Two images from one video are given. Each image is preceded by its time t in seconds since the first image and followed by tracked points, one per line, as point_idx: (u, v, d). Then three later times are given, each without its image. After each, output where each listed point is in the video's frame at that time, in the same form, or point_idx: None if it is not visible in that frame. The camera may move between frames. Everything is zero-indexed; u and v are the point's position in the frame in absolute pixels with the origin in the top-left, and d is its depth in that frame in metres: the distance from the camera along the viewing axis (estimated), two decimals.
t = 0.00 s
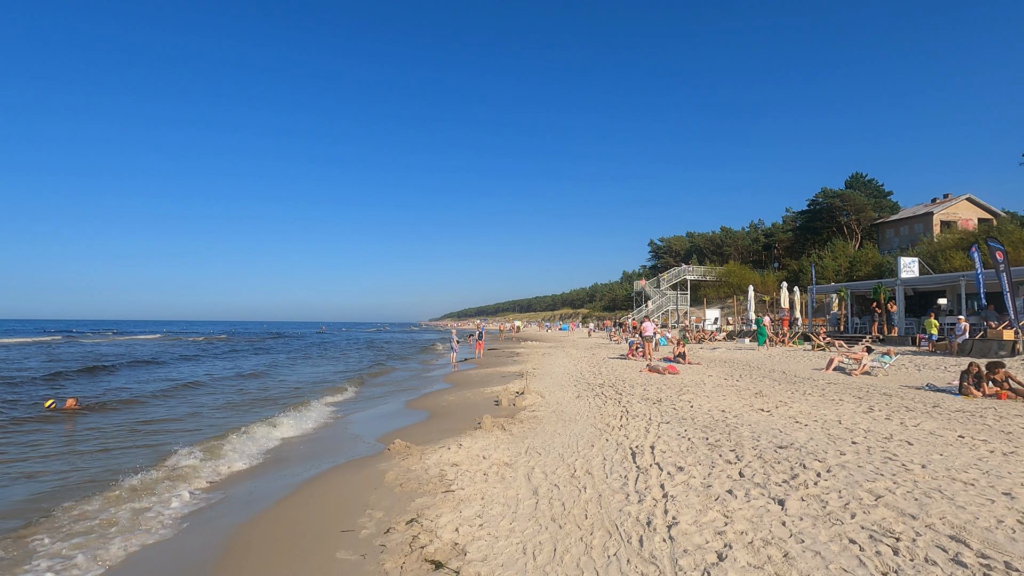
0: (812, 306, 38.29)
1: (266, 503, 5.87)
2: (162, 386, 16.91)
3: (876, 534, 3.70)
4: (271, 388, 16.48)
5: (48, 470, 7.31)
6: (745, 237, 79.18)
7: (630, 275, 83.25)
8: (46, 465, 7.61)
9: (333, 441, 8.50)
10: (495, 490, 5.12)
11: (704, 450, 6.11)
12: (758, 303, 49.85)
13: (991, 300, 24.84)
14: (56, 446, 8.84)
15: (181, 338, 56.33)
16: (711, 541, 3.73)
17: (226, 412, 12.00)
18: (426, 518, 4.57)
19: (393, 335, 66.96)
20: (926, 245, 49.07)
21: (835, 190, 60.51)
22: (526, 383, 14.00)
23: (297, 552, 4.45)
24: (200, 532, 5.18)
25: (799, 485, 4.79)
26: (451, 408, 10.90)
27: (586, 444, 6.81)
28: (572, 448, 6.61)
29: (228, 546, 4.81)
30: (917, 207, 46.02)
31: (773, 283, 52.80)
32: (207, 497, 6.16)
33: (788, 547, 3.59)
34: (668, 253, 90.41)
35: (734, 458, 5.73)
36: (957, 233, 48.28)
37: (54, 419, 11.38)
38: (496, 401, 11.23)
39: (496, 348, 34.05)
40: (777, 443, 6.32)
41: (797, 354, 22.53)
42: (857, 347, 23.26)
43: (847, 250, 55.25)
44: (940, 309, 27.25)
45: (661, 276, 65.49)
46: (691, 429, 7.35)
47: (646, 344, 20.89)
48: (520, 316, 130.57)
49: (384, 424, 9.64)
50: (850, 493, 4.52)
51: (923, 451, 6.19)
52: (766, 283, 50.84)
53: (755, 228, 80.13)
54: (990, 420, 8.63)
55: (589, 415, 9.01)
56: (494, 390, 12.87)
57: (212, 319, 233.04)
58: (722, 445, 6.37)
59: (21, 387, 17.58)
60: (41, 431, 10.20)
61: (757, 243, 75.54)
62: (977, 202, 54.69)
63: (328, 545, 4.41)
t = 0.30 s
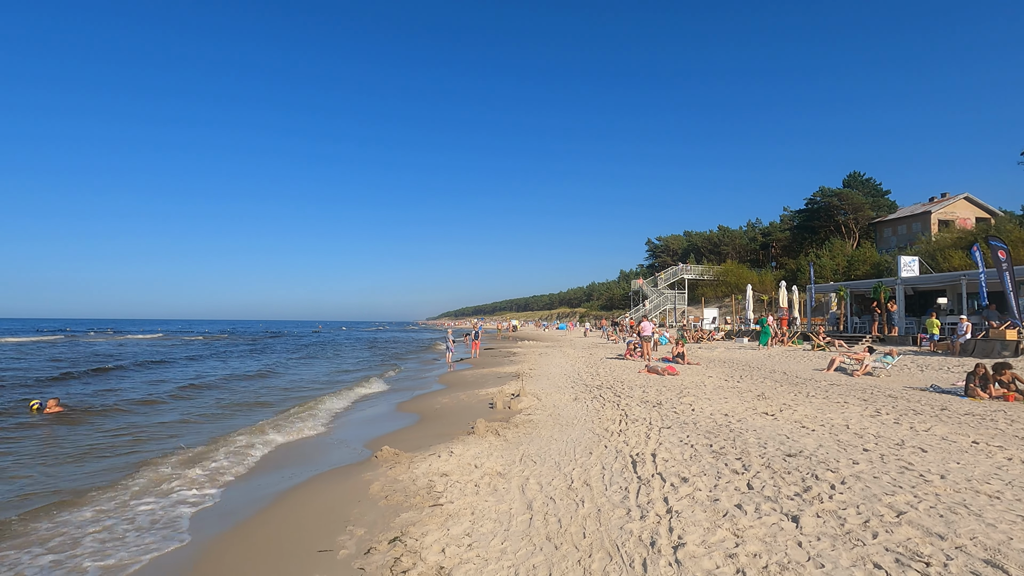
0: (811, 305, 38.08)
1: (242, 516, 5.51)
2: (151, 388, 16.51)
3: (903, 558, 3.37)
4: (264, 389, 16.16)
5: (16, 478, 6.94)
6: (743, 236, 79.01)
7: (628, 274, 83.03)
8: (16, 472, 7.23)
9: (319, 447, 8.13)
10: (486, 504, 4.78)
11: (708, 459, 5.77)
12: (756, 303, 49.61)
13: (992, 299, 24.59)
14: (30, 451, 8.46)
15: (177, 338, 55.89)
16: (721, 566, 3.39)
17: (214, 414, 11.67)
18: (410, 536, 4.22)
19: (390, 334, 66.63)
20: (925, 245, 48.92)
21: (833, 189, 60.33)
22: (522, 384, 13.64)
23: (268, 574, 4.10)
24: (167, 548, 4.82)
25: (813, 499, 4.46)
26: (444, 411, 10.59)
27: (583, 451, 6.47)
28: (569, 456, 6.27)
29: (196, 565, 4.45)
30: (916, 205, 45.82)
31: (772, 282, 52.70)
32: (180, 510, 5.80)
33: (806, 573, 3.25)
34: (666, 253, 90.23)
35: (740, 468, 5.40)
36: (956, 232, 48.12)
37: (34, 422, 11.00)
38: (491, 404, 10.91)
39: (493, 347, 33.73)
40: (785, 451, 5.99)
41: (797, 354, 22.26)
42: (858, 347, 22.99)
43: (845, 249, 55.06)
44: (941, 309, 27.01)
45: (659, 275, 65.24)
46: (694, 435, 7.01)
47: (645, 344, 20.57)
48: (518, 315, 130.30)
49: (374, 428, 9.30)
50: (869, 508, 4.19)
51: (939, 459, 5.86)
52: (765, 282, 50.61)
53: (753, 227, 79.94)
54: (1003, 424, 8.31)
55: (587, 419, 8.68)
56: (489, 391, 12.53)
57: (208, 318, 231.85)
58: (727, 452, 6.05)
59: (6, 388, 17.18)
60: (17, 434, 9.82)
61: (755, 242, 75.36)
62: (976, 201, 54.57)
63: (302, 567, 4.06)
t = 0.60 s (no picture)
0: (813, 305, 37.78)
1: (223, 528, 5.17)
2: (144, 389, 16.17)
3: None
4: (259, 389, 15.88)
5: None
6: (743, 236, 78.73)
7: (628, 273, 82.76)
8: None
9: (310, 452, 7.79)
10: (484, 516, 4.43)
11: (721, 466, 5.42)
12: (757, 303, 49.31)
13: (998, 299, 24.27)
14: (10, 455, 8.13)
15: (174, 338, 55.54)
16: None
17: (206, 416, 11.36)
18: (401, 553, 3.87)
19: (389, 335, 66.37)
20: (926, 244, 48.64)
21: (834, 188, 60.05)
22: (522, 385, 13.28)
23: None
24: (141, 563, 4.48)
25: (839, 512, 4.11)
26: (442, 413, 10.26)
27: (587, 456, 6.13)
28: (573, 462, 5.91)
29: None
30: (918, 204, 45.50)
31: (773, 281, 52.41)
32: (159, 521, 5.45)
33: None
34: (666, 252, 89.91)
35: (757, 476, 5.05)
36: (958, 232, 47.83)
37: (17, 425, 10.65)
38: (490, 405, 10.59)
39: (492, 348, 33.38)
40: (803, 457, 5.64)
41: (800, 355, 21.93)
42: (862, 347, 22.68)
43: (846, 248, 54.77)
44: (945, 309, 26.68)
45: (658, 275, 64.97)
46: (704, 440, 6.67)
47: (646, 344, 20.24)
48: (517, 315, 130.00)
49: (368, 431, 8.96)
50: (902, 523, 3.84)
51: (966, 467, 5.51)
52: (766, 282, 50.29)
53: (753, 227, 79.67)
54: None
55: (590, 422, 8.32)
56: (488, 392, 12.18)
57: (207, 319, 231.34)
58: (741, 459, 5.70)
59: None
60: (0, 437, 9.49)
61: (756, 242, 75.07)
62: (977, 201, 54.30)
63: None
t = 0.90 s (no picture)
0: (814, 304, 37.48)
1: (202, 541, 4.86)
2: (135, 391, 15.83)
3: None
4: (253, 390, 15.57)
5: None
6: (743, 234, 78.44)
7: (627, 272, 82.45)
8: None
9: (300, 457, 7.48)
10: (480, 531, 4.10)
11: (731, 474, 5.11)
12: (758, 301, 49.00)
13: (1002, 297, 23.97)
14: None
15: (171, 338, 55.29)
16: None
17: (195, 418, 11.06)
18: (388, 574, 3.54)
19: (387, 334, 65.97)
20: (928, 242, 48.32)
21: (835, 186, 59.73)
22: (521, 386, 12.94)
23: None
24: None
25: (864, 528, 3.78)
26: (439, 415, 9.92)
27: (589, 463, 5.80)
28: (574, 469, 5.59)
29: None
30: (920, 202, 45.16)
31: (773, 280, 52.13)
32: (133, 534, 5.13)
33: None
34: (666, 250, 89.53)
35: (771, 486, 4.72)
36: (960, 229, 47.53)
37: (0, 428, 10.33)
38: (488, 407, 10.26)
39: (491, 347, 33.00)
40: (819, 464, 5.32)
41: (804, 354, 21.61)
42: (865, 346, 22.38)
43: (847, 246, 54.48)
44: (949, 307, 26.39)
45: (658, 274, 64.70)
46: (712, 445, 6.35)
47: (647, 343, 19.92)
48: (516, 313, 129.77)
49: (362, 434, 8.63)
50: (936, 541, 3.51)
51: (992, 475, 5.18)
52: (767, 280, 50.01)
53: (753, 224, 79.38)
54: None
55: (592, 425, 7.99)
56: (486, 393, 11.86)
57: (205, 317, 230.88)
58: (753, 466, 5.37)
59: None
60: None
61: (756, 239, 74.79)
62: (979, 198, 53.96)
63: None
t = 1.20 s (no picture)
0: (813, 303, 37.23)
1: (167, 558, 4.49)
2: (120, 392, 15.39)
3: None
4: (242, 391, 15.15)
5: None
6: (740, 233, 78.26)
7: (624, 271, 82.15)
8: None
9: (282, 464, 7.11)
10: (468, 552, 3.74)
11: (739, 486, 4.76)
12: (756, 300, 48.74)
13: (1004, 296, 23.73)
14: None
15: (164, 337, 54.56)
16: None
17: (180, 420, 10.73)
18: None
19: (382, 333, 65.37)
20: (927, 241, 48.14)
21: (833, 184, 59.55)
22: (517, 387, 12.58)
23: None
24: None
25: (890, 549, 3.44)
26: (432, 418, 9.56)
27: (588, 472, 5.45)
28: (571, 480, 5.24)
29: None
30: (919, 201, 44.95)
31: (770, 280, 51.78)
32: (91, 546, 4.74)
33: None
34: (663, 249, 89.20)
35: (784, 500, 4.37)
36: (958, 229, 47.40)
37: None
38: (482, 410, 9.89)
39: (486, 346, 32.59)
40: (832, 474, 4.98)
41: (804, 354, 21.32)
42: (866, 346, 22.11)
43: (845, 245, 54.29)
44: (949, 306, 26.15)
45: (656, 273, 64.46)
46: (718, 452, 6.01)
47: (646, 343, 19.56)
48: (513, 313, 129.40)
49: (349, 439, 8.27)
50: (971, 566, 3.16)
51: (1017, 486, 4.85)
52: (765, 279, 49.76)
53: (751, 223, 79.18)
54: None
55: (590, 430, 7.63)
56: (481, 395, 11.49)
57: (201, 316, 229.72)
58: (763, 476, 5.03)
59: None
60: None
61: (753, 238, 74.62)
62: (977, 197, 53.79)
63: None
